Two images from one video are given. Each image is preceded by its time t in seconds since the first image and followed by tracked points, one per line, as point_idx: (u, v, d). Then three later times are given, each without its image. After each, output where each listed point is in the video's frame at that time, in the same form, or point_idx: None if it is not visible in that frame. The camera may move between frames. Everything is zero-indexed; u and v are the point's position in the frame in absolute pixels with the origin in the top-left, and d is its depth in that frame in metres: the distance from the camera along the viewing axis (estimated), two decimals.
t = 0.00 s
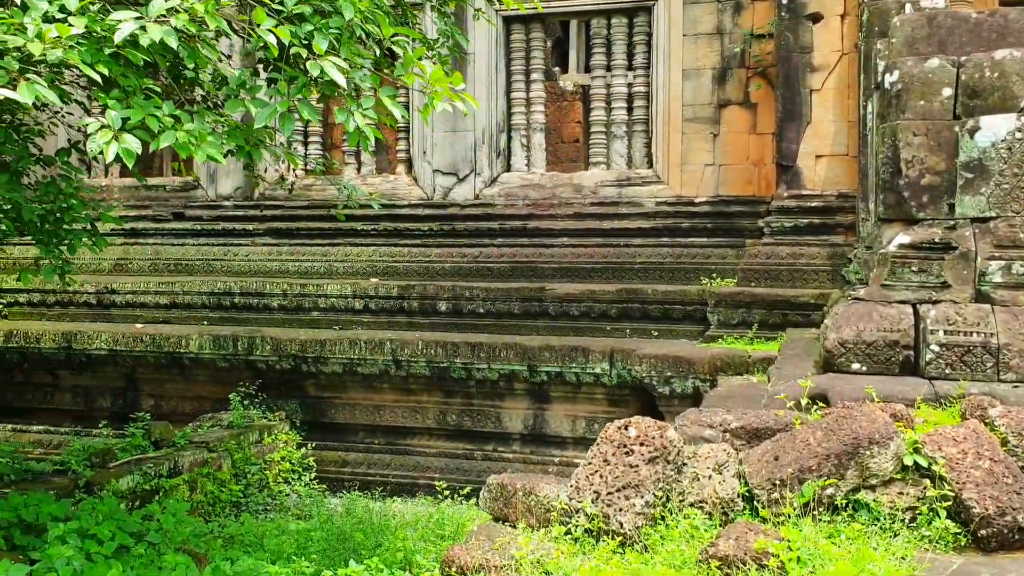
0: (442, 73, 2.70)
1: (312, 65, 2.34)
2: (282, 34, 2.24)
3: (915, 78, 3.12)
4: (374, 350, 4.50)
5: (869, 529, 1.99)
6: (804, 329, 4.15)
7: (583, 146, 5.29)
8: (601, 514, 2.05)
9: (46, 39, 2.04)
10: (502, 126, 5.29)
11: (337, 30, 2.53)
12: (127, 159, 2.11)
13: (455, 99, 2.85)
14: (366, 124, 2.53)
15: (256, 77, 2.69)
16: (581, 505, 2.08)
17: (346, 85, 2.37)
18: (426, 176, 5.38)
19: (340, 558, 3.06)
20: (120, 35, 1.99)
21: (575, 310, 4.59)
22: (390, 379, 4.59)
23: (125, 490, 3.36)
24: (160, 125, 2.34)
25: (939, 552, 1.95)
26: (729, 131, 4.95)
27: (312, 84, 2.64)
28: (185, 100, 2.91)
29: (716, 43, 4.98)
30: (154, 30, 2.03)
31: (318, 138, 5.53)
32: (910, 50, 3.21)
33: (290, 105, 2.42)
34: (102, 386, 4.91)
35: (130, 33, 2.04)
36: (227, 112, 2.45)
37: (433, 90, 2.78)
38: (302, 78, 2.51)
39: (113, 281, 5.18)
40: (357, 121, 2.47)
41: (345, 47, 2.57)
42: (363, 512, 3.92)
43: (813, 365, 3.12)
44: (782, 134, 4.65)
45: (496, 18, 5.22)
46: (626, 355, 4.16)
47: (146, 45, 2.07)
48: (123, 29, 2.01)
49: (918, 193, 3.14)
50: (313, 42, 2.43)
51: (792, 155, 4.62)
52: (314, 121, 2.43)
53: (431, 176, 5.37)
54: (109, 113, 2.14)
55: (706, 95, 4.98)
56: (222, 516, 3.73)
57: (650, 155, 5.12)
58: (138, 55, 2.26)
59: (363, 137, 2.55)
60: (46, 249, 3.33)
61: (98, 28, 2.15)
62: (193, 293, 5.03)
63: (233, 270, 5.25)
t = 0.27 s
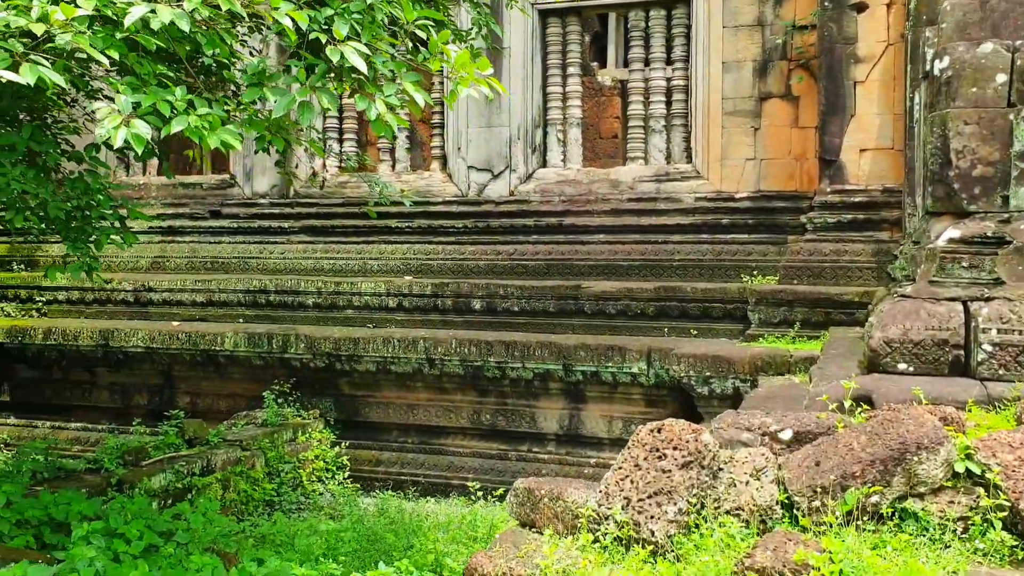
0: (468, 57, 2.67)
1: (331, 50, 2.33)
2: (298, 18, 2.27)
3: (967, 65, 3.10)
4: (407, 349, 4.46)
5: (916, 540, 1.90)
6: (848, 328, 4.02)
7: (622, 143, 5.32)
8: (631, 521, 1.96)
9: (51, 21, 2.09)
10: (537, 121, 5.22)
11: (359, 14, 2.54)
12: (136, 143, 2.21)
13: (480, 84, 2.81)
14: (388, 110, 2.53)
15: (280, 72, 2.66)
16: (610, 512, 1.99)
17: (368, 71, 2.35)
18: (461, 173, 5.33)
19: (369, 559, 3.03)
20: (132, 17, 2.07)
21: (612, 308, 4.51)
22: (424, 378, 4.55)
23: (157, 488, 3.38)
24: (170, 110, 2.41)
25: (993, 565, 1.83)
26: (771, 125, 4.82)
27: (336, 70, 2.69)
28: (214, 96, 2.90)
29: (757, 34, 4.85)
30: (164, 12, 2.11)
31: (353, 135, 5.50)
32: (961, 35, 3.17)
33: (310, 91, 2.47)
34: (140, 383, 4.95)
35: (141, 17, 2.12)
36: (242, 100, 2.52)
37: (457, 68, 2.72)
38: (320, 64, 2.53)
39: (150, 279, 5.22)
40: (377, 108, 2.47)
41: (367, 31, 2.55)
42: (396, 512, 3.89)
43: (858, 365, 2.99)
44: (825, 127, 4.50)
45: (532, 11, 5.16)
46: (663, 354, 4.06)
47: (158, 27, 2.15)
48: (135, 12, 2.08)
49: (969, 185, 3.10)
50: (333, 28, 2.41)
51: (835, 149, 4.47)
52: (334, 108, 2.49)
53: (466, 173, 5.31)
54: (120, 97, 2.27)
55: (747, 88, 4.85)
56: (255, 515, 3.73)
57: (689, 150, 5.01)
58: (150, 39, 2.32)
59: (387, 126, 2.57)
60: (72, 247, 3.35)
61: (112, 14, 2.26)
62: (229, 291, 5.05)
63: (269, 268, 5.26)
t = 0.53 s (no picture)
0: (480, 54, 2.67)
1: (334, 48, 2.36)
2: (299, 14, 2.34)
3: (1009, 60, 3.04)
4: (432, 354, 4.41)
5: (955, 567, 1.80)
6: (884, 334, 3.89)
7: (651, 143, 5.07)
8: (649, 544, 1.87)
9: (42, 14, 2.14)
10: (564, 122, 5.15)
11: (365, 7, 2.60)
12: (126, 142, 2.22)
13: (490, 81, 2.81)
14: (395, 109, 2.57)
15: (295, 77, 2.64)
16: (628, 534, 1.90)
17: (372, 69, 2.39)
18: (487, 176, 5.26)
19: (390, 570, 2.99)
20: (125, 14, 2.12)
21: (640, 313, 4.42)
22: (448, 384, 4.50)
23: (179, 495, 3.36)
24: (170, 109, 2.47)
25: None
26: (804, 125, 4.70)
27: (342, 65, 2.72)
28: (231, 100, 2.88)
29: (789, 33, 4.73)
30: (157, 8, 2.15)
31: (379, 139, 5.53)
32: (1002, 28, 3.10)
33: (314, 94, 2.49)
34: (166, 388, 4.97)
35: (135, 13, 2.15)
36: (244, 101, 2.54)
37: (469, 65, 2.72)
38: (324, 62, 2.57)
39: (177, 284, 5.24)
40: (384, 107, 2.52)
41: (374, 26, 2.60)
42: (419, 521, 3.85)
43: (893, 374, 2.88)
44: (859, 127, 4.38)
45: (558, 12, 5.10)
46: (693, 361, 3.97)
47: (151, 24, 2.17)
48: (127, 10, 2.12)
49: (1011, 187, 3.03)
50: (339, 25, 2.42)
51: (870, 150, 4.34)
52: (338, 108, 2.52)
53: (492, 176, 5.25)
54: (112, 98, 2.27)
55: (779, 88, 4.74)
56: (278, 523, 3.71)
57: (720, 152, 4.90)
58: (145, 37, 2.41)
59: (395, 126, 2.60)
60: (87, 252, 3.40)
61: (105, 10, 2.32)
62: (255, 295, 5.05)
63: (296, 272, 5.25)
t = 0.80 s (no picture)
0: (485, 46, 2.72)
1: (331, 40, 2.37)
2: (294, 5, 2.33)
3: None
4: (447, 354, 4.37)
5: None
6: (908, 335, 3.80)
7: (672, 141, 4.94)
8: (659, 556, 1.82)
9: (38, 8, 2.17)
10: (582, 120, 5.08)
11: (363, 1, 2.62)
12: (116, 137, 2.22)
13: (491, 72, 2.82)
14: (395, 104, 2.62)
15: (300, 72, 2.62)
16: (638, 545, 1.85)
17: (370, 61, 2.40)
18: (504, 174, 5.21)
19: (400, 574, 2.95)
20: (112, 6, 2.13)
21: (659, 313, 4.35)
22: (464, 384, 4.46)
23: (192, 496, 3.36)
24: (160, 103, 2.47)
25: None
26: (826, 121, 4.59)
27: (340, 59, 2.68)
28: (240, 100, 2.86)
29: (811, 28, 4.63)
30: None
31: (395, 137, 5.52)
32: None
33: (311, 90, 2.50)
34: (183, 387, 4.97)
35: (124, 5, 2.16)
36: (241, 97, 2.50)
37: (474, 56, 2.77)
38: (322, 53, 2.58)
39: (194, 283, 5.24)
40: (383, 102, 2.58)
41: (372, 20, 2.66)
42: (434, 523, 3.81)
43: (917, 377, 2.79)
44: (882, 123, 4.28)
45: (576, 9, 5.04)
46: (712, 362, 3.90)
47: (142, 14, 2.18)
48: None
49: None
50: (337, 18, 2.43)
51: (894, 147, 4.25)
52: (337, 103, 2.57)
53: (509, 174, 5.20)
54: (102, 91, 2.27)
55: (801, 84, 4.64)
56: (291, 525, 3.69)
57: (741, 149, 4.81)
58: (133, 29, 2.41)
59: (395, 118, 2.64)
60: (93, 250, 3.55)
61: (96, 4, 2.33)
62: (272, 294, 5.04)
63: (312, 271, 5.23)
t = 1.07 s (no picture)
0: (493, 31, 2.63)
1: (332, 23, 2.36)
2: None
3: None
4: (464, 353, 4.32)
5: None
6: (935, 336, 3.69)
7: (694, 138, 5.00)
8: (670, 565, 1.75)
9: None
10: (602, 116, 5.02)
11: None
12: (104, 124, 2.16)
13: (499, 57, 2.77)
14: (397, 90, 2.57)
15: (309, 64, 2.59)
16: (648, 554, 1.77)
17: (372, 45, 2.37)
18: (523, 171, 5.15)
19: None
20: None
21: (680, 312, 4.27)
22: (482, 384, 4.41)
23: (205, 496, 3.36)
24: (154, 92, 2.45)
25: None
26: (851, 118, 4.49)
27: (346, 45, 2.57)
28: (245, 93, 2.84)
29: (836, 21, 4.53)
30: None
31: (414, 134, 5.48)
32: None
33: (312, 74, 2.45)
34: (201, 385, 4.98)
35: None
36: (241, 86, 2.45)
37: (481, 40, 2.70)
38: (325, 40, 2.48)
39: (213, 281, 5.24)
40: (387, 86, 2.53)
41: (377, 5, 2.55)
42: (449, 525, 3.77)
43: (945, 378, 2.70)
44: (909, 119, 4.18)
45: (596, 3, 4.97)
46: (734, 362, 3.81)
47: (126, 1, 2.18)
48: None
49: None
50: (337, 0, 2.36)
51: (921, 143, 4.14)
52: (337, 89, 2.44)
53: (528, 171, 5.14)
54: (91, 79, 2.20)
55: (825, 79, 4.54)
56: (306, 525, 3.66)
57: (764, 145, 4.73)
58: (125, 15, 2.39)
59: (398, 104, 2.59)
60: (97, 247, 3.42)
61: None
62: (289, 293, 5.02)
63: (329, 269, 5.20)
